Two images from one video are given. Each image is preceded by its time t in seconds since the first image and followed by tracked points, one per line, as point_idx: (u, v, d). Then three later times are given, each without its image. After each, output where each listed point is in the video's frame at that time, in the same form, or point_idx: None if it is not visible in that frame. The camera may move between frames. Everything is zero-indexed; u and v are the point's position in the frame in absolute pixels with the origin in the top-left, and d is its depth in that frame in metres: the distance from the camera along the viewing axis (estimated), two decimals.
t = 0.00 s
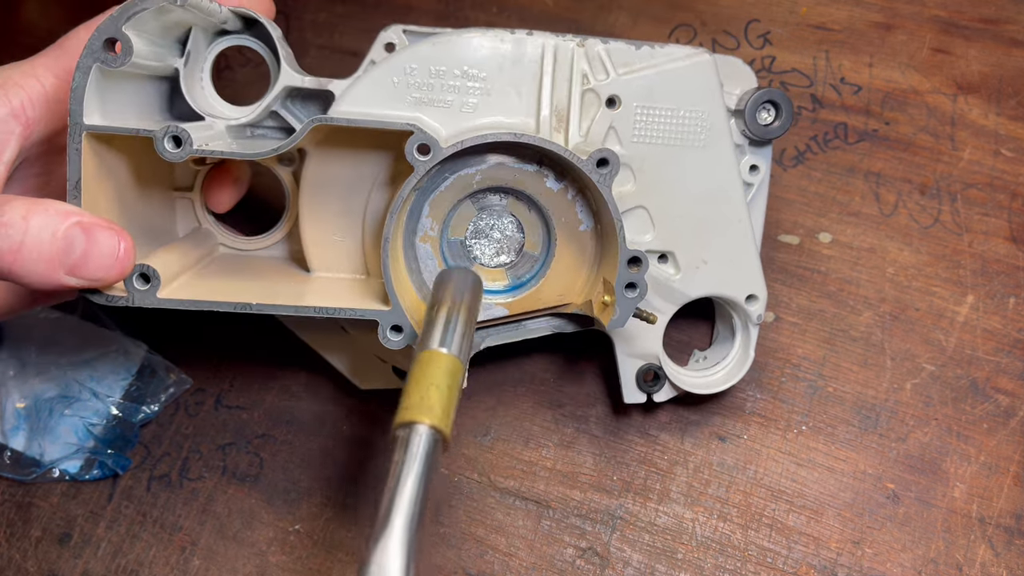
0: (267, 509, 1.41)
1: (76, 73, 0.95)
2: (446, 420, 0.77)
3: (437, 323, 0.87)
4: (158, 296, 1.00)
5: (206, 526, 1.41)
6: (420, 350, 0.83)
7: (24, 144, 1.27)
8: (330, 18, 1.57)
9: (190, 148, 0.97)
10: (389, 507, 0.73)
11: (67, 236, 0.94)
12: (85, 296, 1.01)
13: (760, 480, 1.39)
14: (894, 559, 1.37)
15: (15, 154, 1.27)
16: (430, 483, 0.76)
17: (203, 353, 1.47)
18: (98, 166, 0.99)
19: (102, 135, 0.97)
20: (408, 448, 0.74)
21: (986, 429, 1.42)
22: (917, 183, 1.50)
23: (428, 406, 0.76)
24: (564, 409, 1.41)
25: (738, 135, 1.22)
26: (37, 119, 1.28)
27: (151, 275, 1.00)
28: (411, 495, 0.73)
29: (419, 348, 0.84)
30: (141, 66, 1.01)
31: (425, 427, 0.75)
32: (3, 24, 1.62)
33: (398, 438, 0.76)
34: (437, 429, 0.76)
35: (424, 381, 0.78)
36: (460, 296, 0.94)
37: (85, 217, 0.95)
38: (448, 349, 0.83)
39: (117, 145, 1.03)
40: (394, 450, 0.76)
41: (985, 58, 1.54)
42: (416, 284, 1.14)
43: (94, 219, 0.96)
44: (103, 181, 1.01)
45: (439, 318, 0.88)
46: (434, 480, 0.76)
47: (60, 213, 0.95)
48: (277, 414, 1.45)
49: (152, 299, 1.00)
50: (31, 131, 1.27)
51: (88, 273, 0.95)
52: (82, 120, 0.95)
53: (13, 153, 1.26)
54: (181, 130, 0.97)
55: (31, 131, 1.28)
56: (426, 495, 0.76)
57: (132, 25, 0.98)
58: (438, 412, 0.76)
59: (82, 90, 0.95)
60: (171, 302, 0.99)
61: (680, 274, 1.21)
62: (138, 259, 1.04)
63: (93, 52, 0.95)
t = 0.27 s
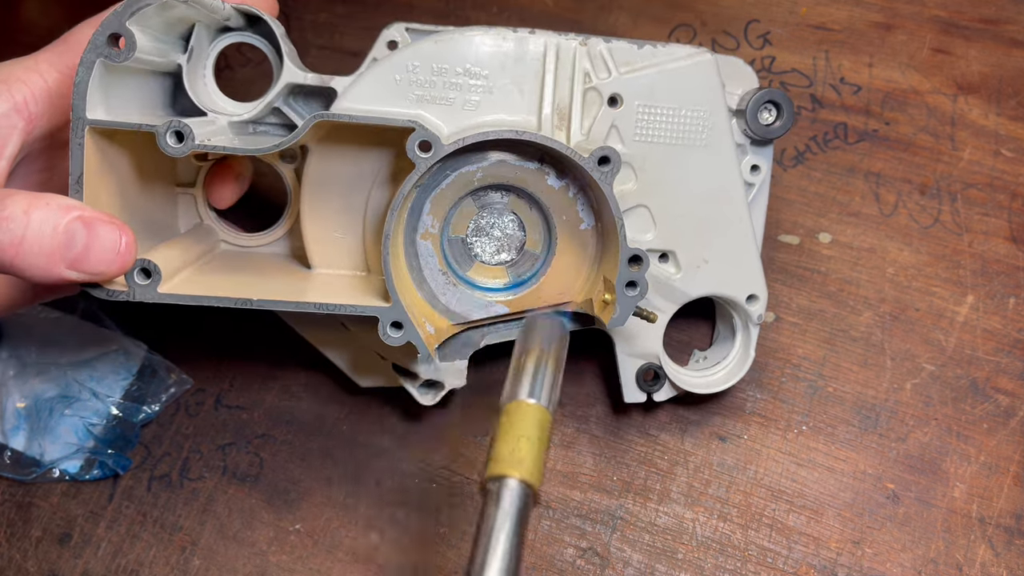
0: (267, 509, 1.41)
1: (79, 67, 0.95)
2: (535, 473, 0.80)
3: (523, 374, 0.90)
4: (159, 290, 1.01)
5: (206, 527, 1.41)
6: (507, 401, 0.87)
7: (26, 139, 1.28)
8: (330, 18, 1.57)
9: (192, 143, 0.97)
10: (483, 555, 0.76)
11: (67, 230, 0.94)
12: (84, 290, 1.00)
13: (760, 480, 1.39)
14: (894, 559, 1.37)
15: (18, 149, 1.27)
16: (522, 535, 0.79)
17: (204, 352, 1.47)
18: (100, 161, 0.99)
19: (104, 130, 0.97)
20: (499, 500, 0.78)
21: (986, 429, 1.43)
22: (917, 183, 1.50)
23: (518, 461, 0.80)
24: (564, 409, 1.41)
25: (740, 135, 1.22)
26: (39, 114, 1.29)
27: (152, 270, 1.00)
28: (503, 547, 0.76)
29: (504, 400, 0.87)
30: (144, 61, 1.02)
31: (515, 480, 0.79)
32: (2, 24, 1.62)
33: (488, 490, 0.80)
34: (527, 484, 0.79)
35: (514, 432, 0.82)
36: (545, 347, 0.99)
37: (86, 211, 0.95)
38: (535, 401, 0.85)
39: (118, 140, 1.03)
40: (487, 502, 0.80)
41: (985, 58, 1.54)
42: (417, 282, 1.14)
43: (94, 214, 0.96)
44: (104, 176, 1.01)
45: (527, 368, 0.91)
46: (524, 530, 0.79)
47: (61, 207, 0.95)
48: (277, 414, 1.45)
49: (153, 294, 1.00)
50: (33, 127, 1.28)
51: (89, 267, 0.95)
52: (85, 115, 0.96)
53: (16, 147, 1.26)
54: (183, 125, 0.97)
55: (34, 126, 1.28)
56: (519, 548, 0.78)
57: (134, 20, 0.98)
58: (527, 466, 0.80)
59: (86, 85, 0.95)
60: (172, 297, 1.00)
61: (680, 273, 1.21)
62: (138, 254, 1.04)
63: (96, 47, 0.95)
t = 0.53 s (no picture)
0: (267, 509, 1.41)
1: (80, 63, 0.95)
2: (468, 434, 0.77)
3: (457, 340, 0.85)
4: (160, 286, 1.01)
5: (206, 526, 1.41)
6: (441, 363, 0.83)
7: (28, 137, 1.29)
8: (330, 18, 1.57)
9: (193, 139, 0.97)
10: (413, 520, 0.73)
11: (69, 224, 0.94)
12: (85, 286, 1.01)
13: (760, 480, 1.39)
14: (894, 559, 1.37)
15: (19, 147, 1.28)
16: (453, 496, 0.76)
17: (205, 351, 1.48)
18: (101, 156, 0.99)
19: (105, 125, 0.97)
20: (431, 461, 0.75)
21: (986, 429, 1.42)
22: (917, 183, 1.50)
23: (450, 420, 0.77)
24: (564, 409, 1.41)
25: (737, 133, 1.22)
26: (41, 112, 1.29)
27: (153, 265, 1.00)
28: (433, 507, 0.74)
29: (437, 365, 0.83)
30: (146, 59, 1.02)
31: (448, 440, 0.76)
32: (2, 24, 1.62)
33: (421, 451, 0.77)
34: (460, 443, 0.76)
35: (445, 394, 0.78)
36: (478, 312, 0.90)
37: (88, 206, 0.96)
38: (469, 364, 0.82)
39: (120, 136, 1.02)
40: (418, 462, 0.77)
41: (985, 58, 1.54)
42: (416, 278, 1.14)
43: (97, 209, 0.96)
44: (105, 171, 1.00)
45: (458, 336, 0.85)
46: (457, 490, 0.76)
47: (63, 202, 0.95)
48: (277, 414, 1.45)
49: (154, 289, 1.00)
50: (35, 125, 1.28)
51: (90, 262, 0.95)
52: (87, 110, 0.96)
53: (18, 144, 1.27)
54: (184, 120, 0.97)
55: (35, 125, 1.29)
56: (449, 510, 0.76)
57: (136, 17, 0.98)
58: (459, 427, 0.77)
59: (87, 81, 0.95)
60: (172, 293, 1.00)
61: (680, 271, 1.21)
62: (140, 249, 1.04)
63: (98, 43, 0.95)
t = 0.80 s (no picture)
0: (267, 509, 1.41)
1: (83, 60, 0.95)
2: (551, 442, 0.73)
3: (539, 343, 0.80)
4: (160, 283, 1.01)
5: (206, 527, 1.41)
6: (520, 366, 0.78)
7: (30, 132, 1.29)
8: (330, 18, 1.57)
9: (194, 137, 0.97)
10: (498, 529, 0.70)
11: (72, 221, 0.94)
12: (86, 282, 1.01)
13: (760, 480, 1.39)
14: (894, 559, 1.37)
15: (21, 141, 1.28)
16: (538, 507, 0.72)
17: (206, 351, 1.48)
18: (102, 153, 0.99)
19: (107, 121, 0.97)
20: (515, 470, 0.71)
21: (986, 429, 1.43)
22: (917, 183, 1.50)
23: (534, 426, 0.72)
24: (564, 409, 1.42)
25: (741, 135, 1.22)
26: (43, 107, 1.29)
27: (153, 262, 1.01)
28: (519, 519, 0.70)
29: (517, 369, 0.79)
30: (148, 55, 1.02)
31: (529, 447, 0.71)
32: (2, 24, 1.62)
33: (503, 457, 0.73)
34: (542, 450, 0.72)
35: (529, 402, 0.74)
36: (559, 319, 0.84)
37: (90, 203, 0.96)
38: (550, 370, 0.76)
39: (121, 133, 1.02)
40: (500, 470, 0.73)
41: (985, 58, 1.54)
42: (416, 277, 1.14)
43: (99, 206, 0.96)
44: (106, 168, 1.00)
45: (541, 339, 0.80)
46: (541, 501, 0.72)
47: (65, 198, 0.95)
48: (277, 414, 1.45)
49: (154, 287, 1.00)
50: (37, 121, 1.29)
51: (92, 258, 0.95)
52: (88, 106, 0.96)
53: (20, 138, 1.27)
54: (186, 118, 0.97)
55: (37, 119, 1.29)
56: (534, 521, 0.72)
57: (138, 13, 0.98)
58: (542, 434, 0.72)
59: (89, 77, 0.95)
60: (172, 288, 1.00)
61: (681, 272, 1.21)
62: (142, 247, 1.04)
63: (100, 39, 0.95)
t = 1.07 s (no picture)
0: (267, 509, 1.41)
1: (83, 60, 0.95)
2: (435, 422, 0.75)
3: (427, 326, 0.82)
4: (160, 282, 1.01)
5: (206, 526, 1.41)
6: (410, 351, 0.80)
7: (30, 131, 1.29)
8: (330, 18, 1.57)
9: (194, 136, 0.97)
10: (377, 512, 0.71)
11: (73, 220, 0.94)
12: (87, 281, 1.01)
13: (760, 480, 1.39)
14: (894, 559, 1.37)
15: (21, 140, 1.28)
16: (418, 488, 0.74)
17: (206, 351, 1.48)
18: (103, 152, 0.99)
19: (108, 121, 0.97)
20: (397, 451, 0.72)
21: (986, 429, 1.42)
22: (917, 183, 1.50)
23: (416, 409, 0.73)
24: (564, 409, 1.41)
25: (741, 135, 1.22)
26: (43, 106, 1.29)
27: (153, 262, 1.01)
28: (399, 496, 0.72)
29: (406, 353, 0.81)
30: (149, 55, 1.02)
31: (414, 429, 0.73)
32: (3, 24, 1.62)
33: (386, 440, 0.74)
34: (426, 432, 0.73)
35: (411, 387, 0.75)
36: (449, 300, 0.87)
37: (91, 203, 0.96)
38: (435, 354, 0.79)
39: (122, 132, 1.03)
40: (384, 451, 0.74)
41: (985, 58, 1.54)
42: (417, 277, 1.14)
43: (100, 206, 0.97)
44: (107, 168, 1.01)
45: (427, 323, 0.82)
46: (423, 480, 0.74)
47: (66, 198, 0.95)
48: (277, 414, 1.45)
49: (155, 286, 1.01)
50: (37, 119, 1.29)
51: (93, 257, 0.95)
52: (88, 106, 0.96)
53: (20, 137, 1.27)
54: (186, 117, 0.97)
55: (38, 118, 1.29)
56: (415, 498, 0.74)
57: (138, 13, 0.98)
58: (425, 415, 0.74)
59: (89, 77, 0.95)
60: (172, 288, 1.00)
61: (681, 272, 1.21)
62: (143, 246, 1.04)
63: (100, 39, 0.95)
